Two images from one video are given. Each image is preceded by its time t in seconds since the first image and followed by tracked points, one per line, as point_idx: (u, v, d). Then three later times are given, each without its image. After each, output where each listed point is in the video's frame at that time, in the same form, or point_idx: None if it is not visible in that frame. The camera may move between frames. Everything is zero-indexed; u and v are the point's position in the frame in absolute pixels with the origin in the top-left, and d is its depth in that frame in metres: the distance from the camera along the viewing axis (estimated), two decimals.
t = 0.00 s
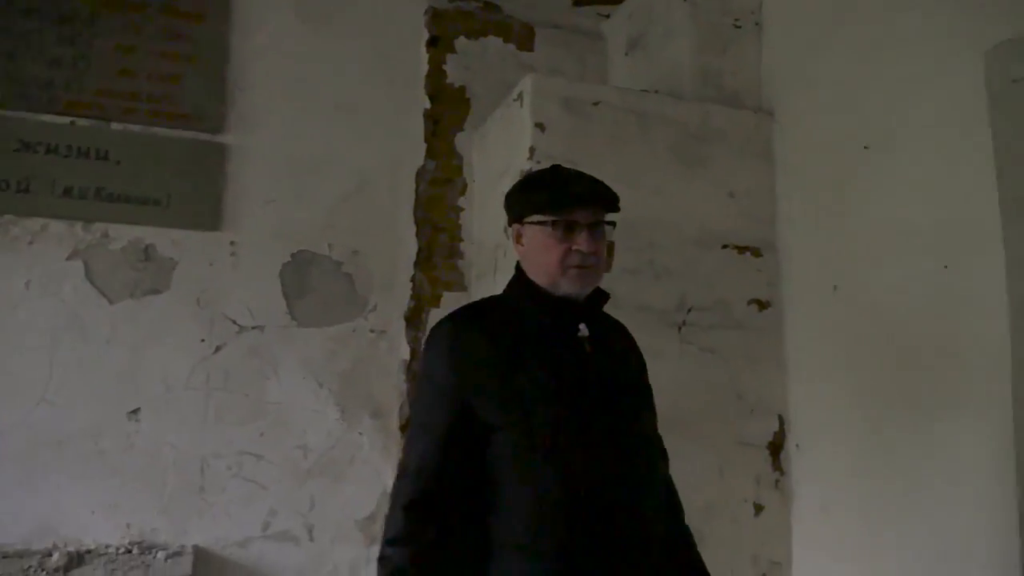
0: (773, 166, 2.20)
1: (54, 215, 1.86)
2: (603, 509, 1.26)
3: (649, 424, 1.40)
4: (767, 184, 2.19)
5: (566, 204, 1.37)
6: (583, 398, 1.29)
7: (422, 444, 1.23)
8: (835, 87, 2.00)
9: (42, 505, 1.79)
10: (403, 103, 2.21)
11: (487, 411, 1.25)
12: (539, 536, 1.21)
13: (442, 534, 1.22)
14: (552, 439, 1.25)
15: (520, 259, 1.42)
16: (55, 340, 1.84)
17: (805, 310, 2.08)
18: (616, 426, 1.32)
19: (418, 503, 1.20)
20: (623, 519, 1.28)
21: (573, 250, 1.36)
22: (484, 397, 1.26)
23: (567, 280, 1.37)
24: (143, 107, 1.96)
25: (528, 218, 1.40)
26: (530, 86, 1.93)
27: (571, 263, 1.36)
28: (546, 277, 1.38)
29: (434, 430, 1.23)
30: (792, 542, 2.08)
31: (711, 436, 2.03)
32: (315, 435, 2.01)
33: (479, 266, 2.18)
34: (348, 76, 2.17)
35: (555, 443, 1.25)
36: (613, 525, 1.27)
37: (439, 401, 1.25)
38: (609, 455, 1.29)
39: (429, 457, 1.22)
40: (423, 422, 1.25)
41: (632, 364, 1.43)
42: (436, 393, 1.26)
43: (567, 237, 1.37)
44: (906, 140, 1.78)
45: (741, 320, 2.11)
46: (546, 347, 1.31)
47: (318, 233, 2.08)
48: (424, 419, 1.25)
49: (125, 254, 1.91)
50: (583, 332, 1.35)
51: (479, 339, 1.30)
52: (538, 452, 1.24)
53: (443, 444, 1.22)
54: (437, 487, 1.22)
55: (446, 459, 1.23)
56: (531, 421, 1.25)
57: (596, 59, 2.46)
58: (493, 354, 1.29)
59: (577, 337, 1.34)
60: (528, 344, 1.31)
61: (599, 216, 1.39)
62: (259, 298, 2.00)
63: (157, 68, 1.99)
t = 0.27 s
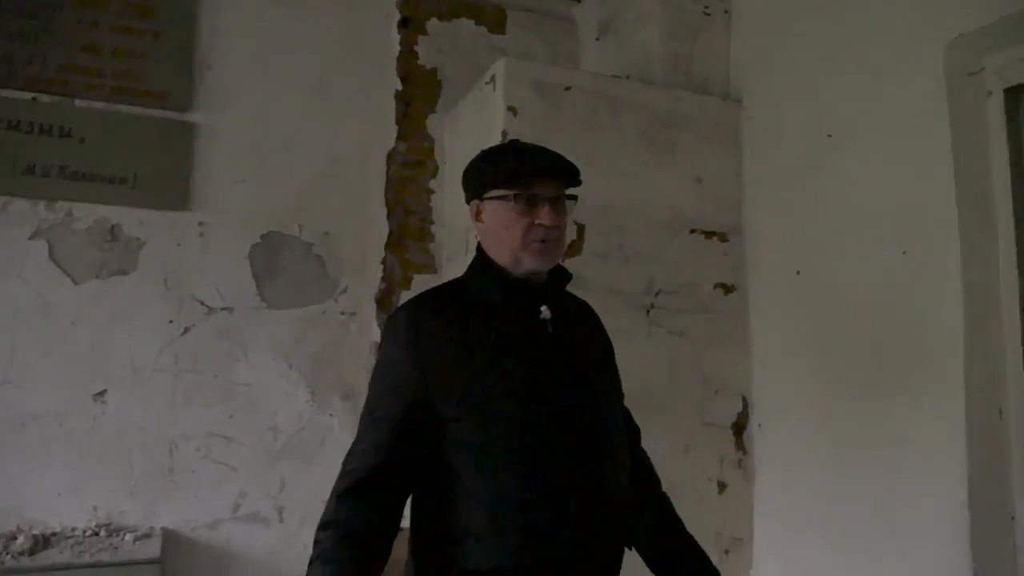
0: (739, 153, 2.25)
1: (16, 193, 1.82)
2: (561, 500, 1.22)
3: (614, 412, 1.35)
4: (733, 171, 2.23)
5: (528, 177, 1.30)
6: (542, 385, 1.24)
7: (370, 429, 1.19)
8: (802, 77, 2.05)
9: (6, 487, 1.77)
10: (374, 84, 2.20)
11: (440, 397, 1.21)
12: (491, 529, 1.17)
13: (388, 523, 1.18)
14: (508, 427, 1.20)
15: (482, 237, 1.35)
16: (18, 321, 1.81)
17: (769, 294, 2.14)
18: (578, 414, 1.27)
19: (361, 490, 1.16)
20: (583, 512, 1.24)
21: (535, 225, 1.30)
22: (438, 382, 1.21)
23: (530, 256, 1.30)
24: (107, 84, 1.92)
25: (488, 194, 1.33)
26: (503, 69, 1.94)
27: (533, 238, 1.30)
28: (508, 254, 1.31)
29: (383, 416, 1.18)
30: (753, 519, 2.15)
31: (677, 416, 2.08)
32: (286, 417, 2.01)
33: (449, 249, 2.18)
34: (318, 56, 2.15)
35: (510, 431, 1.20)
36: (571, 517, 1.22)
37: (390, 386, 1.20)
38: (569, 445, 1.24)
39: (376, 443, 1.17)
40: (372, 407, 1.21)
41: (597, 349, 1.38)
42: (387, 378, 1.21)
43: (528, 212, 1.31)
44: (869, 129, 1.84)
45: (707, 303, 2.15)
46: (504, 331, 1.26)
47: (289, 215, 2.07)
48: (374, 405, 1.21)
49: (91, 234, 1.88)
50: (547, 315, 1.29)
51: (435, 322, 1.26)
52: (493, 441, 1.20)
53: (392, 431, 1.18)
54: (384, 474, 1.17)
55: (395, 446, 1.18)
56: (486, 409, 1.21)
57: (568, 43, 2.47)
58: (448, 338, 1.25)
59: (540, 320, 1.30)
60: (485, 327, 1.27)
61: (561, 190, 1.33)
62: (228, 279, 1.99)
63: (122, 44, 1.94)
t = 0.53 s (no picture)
0: (718, 144, 2.28)
1: None
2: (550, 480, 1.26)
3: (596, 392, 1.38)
4: (712, 161, 2.27)
5: (507, 161, 1.32)
6: (526, 368, 1.27)
7: (360, 425, 1.21)
8: (781, 69, 2.09)
9: None
10: (355, 71, 2.19)
11: (425, 387, 1.24)
12: (486, 510, 1.21)
13: (388, 514, 1.21)
14: (494, 411, 1.24)
15: (460, 222, 1.36)
16: None
17: (746, 282, 2.18)
18: (561, 395, 1.30)
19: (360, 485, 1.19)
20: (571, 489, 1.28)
21: (515, 209, 1.31)
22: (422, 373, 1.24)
23: (510, 240, 1.31)
24: (86, 68, 1.90)
25: (467, 178, 1.34)
26: (486, 58, 1.95)
27: (513, 222, 1.31)
28: (488, 238, 1.32)
29: (371, 410, 1.21)
30: (729, 504, 2.20)
31: (656, 402, 2.11)
32: (268, 403, 2.01)
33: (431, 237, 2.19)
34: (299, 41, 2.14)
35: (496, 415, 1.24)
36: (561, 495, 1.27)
37: (375, 380, 1.23)
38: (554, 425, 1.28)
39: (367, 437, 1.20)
40: (360, 402, 1.24)
41: (579, 331, 1.41)
42: (373, 373, 1.24)
43: (508, 196, 1.32)
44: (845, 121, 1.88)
45: (686, 292, 2.19)
46: (487, 319, 1.29)
47: (270, 201, 2.06)
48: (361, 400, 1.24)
49: (70, 219, 1.86)
50: (520, 300, 1.31)
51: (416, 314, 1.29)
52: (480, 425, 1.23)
53: (381, 423, 1.21)
54: (378, 467, 1.21)
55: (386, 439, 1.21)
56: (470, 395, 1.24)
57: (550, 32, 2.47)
58: (430, 329, 1.28)
59: (515, 304, 1.31)
60: (467, 316, 1.29)
61: (539, 174, 1.35)
62: (209, 265, 1.98)
63: (100, 27, 1.92)
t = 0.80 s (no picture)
0: (698, 126, 2.30)
1: None
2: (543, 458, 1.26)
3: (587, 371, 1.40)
4: (691, 143, 2.29)
5: (498, 137, 1.33)
6: (515, 348, 1.28)
7: (352, 405, 1.23)
8: (760, 53, 2.11)
9: None
10: (335, 49, 2.17)
11: (415, 367, 1.25)
12: (477, 488, 1.22)
13: (380, 491, 1.23)
14: (484, 390, 1.25)
15: (450, 203, 1.36)
16: None
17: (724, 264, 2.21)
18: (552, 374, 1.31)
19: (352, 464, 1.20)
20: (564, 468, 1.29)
21: (508, 183, 1.33)
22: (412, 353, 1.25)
23: (505, 214, 1.33)
24: (60, 44, 1.87)
25: (457, 156, 1.34)
26: (467, 37, 1.94)
27: (507, 196, 1.32)
28: (483, 214, 1.33)
29: (362, 390, 1.22)
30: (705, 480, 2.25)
31: (634, 381, 2.14)
32: (248, 383, 2.01)
33: (412, 217, 2.20)
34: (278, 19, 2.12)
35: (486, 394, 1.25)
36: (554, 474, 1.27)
37: (366, 361, 1.24)
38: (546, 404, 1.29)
39: (358, 417, 1.21)
40: (351, 383, 1.25)
41: (570, 311, 1.42)
42: (363, 353, 1.25)
43: (500, 171, 1.33)
44: (822, 106, 1.91)
45: (665, 272, 2.22)
46: (475, 299, 1.30)
47: (249, 181, 2.05)
48: (352, 380, 1.25)
49: (45, 198, 1.84)
50: (507, 276, 1.32)
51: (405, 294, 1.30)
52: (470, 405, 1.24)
53: (373, 403, 1.22)
54: (370, 446, 1.22)
55: (377, 418, 1.23)
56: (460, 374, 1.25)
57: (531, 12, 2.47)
58: (419, 308, 1.29)
59: (501, 281, 1.32)
60: (456, 296, 1.30)
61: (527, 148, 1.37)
62: (188, 245, 1.97)
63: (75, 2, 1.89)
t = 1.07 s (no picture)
0: (679, 112, 2.32)
1: None
2: (538, 440, 1.29)
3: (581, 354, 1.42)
4: (673, 129, 2.30)
5: (493, 118, 1.37)
6: (511, 331, 1.31)
7: (353, 384, 1.24)
8: (741, 40, 2.13)
9: None
10: (317, 32, 2.16)
11: (417, 347, 1.27)
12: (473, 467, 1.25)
13: (380, 467, 1.26)
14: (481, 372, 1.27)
15: (450, 184, 1.40)
16: None
17: (704, 248, 2.24)
18: (546, 357, 1.34)
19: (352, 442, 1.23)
20: (560, 447, 1.31)
21: (504, 163, 1.37)
22: (411, 333, 1.27)
23: (501, 193, 1.36)
24: (36, 25, 1.84)
25: (455, 138, 1.39)
26: (450, 23, 1.93)
27: (503, 175, 1.36)
28: (480, 193, 1.37)
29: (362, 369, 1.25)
30: (684, 461, 2.28)
31: (616, 364, 2.17)
32: (230, 367, 2.01)
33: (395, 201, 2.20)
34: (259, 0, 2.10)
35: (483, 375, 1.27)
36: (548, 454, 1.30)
37: (366, 341, 1.26)
38: (540, 385, 1.32)
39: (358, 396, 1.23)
40: (351, 362, 1.27)
41: (564, 295, 1.44)
42: (364, 333, 1.27)
43: (495, 151, 1.38)
44: (801, 93, 1.93)
45: (646, 256, 2.24)
46: (473, 282, 1.32)
47: (230, 164, 2.04)
48: (353, 359, 1.27)
49: (23, 180, 1.82)
50: (508, 258, 1.35)
51: (405, 275, 1.31)
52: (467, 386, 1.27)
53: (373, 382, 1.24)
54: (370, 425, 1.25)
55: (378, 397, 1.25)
56: (458, 355, 1.27)
57: None
58: (421, 288, 1.30)
59: (502, 263, 1.35)
60: (453, 277, 1.32)
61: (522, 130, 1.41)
62: (168, 229, 1.96)
63: None
